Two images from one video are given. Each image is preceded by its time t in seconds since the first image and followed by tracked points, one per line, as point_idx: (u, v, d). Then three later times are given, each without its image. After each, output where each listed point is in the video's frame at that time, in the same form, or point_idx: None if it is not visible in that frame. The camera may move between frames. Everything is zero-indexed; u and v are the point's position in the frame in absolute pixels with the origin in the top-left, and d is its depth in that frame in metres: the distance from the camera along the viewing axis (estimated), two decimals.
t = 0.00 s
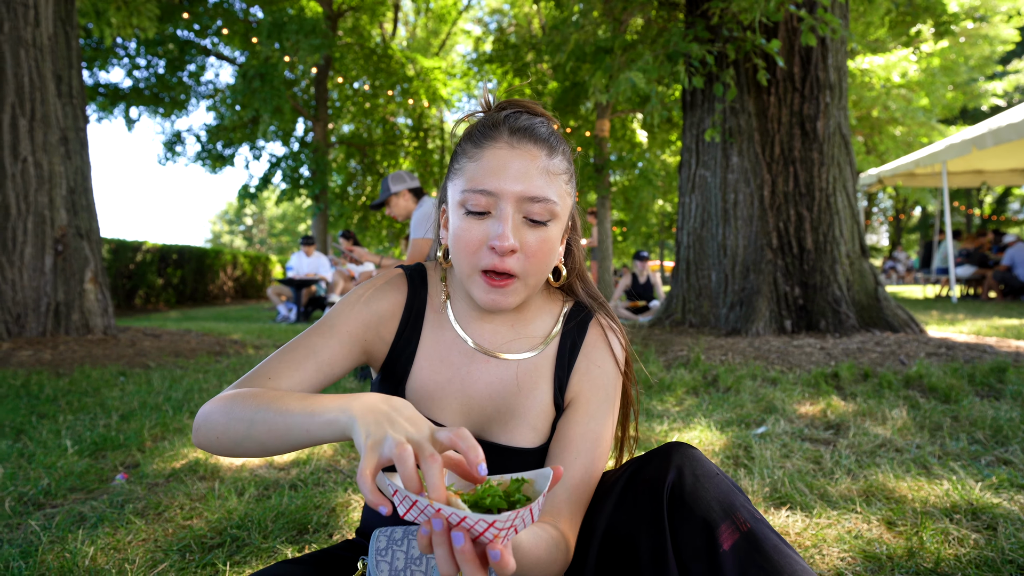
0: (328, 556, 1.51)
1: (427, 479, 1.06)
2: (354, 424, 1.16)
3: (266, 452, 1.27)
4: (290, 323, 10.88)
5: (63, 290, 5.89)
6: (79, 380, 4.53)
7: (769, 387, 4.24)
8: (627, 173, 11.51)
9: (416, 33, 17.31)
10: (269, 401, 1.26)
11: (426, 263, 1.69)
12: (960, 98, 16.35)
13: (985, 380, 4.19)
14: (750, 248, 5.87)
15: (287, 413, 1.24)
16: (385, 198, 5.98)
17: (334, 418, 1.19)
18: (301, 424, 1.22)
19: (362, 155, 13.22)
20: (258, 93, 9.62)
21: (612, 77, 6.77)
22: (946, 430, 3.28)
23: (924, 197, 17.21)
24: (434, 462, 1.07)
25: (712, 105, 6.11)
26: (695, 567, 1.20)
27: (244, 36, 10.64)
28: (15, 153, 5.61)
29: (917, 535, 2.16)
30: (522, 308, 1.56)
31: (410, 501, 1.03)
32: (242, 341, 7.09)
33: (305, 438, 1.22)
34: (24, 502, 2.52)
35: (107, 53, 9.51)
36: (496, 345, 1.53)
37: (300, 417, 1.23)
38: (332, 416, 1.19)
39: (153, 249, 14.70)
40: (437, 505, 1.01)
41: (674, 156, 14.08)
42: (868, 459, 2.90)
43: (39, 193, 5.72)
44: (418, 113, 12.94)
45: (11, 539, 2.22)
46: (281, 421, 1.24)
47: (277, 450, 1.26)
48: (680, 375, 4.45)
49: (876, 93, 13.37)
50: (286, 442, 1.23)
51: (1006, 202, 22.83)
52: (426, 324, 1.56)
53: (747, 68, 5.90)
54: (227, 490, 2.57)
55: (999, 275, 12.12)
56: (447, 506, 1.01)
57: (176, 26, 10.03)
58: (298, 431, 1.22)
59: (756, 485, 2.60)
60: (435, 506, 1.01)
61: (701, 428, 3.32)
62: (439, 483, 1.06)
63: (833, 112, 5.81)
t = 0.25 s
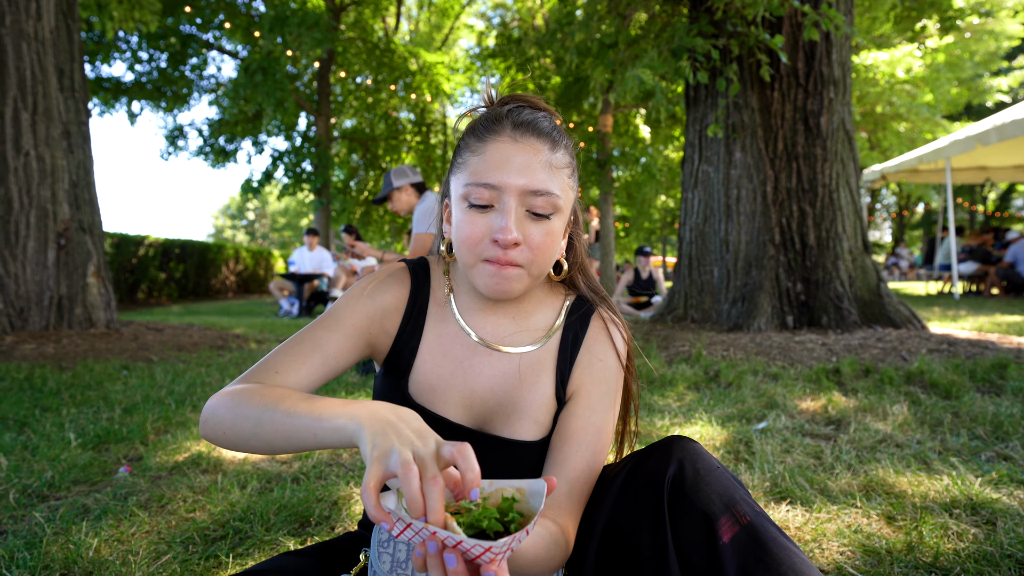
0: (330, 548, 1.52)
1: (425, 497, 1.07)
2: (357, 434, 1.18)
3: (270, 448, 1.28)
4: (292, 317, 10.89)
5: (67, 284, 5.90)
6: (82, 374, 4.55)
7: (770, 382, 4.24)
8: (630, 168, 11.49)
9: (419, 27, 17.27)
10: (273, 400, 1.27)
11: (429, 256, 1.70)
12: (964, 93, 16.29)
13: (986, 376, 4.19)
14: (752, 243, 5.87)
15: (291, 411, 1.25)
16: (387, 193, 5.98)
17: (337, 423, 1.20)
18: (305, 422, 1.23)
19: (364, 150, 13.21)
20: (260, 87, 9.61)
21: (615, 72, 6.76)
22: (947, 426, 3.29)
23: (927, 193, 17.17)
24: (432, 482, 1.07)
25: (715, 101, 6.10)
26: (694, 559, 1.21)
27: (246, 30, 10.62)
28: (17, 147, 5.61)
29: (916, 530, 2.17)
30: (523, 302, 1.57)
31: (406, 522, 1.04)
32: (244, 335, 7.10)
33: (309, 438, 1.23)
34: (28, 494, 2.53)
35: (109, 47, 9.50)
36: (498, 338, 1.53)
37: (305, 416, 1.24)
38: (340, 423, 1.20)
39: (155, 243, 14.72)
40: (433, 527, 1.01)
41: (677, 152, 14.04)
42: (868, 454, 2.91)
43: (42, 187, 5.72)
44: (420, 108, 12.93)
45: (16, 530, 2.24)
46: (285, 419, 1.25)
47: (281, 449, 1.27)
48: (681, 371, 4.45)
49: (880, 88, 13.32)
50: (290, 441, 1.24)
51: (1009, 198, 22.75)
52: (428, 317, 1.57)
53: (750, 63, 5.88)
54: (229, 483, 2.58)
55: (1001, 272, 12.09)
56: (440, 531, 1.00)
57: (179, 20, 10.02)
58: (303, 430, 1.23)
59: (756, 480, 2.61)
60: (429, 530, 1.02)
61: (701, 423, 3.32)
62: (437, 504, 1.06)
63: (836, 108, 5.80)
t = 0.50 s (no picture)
0: (355, 527, 1.56)
1: (436, 410, 1.06)
2: (354, 375, 1.15)
3: (286, 426, 1.33)
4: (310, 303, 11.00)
5: (91, 270, 6.01)
6: (108, 358, 4.65)
7: (788, 366, 4.23)
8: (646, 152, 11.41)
9: (433, 11, 17.18)
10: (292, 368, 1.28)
11: (443, 245, 1.72)
12: (990, 72, 15.94)
13: (1008, 360, 4.15)
14: (771, 227, 5.82)
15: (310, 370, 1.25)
16: (404, 178, 6.00)
17: (347, 364, 1.18)
18: (323, 377, 1.21)
19: (380, 136, 13.23)
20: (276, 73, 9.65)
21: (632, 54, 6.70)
22: (967, 409, 3.27)
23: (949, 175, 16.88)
24: (443, 383, 1.07)
25: (733, 83, 6.03)
26: (717, 536, 1.22)
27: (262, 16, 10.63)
28: (41, 135, 5.70)
29: (935, 512, 2.17)
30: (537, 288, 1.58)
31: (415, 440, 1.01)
32: (264, 320, 7.19)
33: (329, 390, 1.21)
34: (61, 473, 2.61)
35: (128, 35, 9.57)
36: (515, 326, 1.56)
37: (325, 370, 1.22)
38: (327, 376, 1.20)
39: (175, 229, 14.89)
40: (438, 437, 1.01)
41: (694, 135, 13.91)
42: (886, 437, 2.90)
43: (66, 174, 5.82)
44: (435, 92, 12.90)
45: (51, 507, 2.31)
46: (305, 382, 1.24)
47: (302, 412, 1.28)
48: (698, 354, 4.46)
49: (903, 68, 13.08)
50: (309, 400, 1.24)
51: None
52: (444, 306, 1.59)
53: (769, 45, 5.80)
54: (254, 464, 2.64)
55: None
56: (455, 430, 1.00)
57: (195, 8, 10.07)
58: (322, 385, 1.21)
59: (774, 462, 2.62)
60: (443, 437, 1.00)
61: (718, 406, 3.33)
62: (450, 407, 1.07)
63: (857, 89, 5.71)
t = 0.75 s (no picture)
0: (356, 526, 1.56)
1: (435, 414, 1.05)
2: (353, 372, 1.14)
3: (283, 420, 1.34)
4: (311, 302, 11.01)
5: (92, 270, 6.01)
6: (110, 357, 4.65)
7: (789, 365, 4.23)
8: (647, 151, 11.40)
9: (434, 11, 17.17)
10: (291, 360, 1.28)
11: (443, 244, 1.72)
12: (992, 71, 15.92)
13: (1010, 359, 4.15)
14: (771, 226, 5.82)
15: (309, 362, 1.24)
16: (405, 178, 6.01)
17: (346, 357, 1.17)
18: (322, 368, 1.20)
19: (381, 135, 13.22)
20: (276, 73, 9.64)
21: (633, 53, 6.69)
22: (968, 409, 3.27)
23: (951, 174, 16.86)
24: (446, 390, 1.06)
25: (734, 82, 6.02)
26: (719, 535, 1.22)
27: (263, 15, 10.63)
28: (43, 135, 5.70)
29: (936, 511, 2.17)
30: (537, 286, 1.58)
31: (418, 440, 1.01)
32: (265, 320, 7.20)
33: (327, 382, 1.20)
34: (63, 472, 2.62)
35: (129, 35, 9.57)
36: (515, 325, 1.55)
37: (324, 361, 1.20)
38: (325, 371, 1.19)
39: (176, 229, 14.90)
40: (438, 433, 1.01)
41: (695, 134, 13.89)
42: (888, 437, 2.90)
43: (67, 173, 5.82)
44: (436, 91, 12.90)
45: (53, 506, 2.31)
46: (303, 374, 1.24)
47: (300, 404, 1.28)
48: (699, 353, 4.46)
49: (905, 67, 13.06)
50: (307, 391, 1.23)
51: None
52: (443, 305, 1.60)
53: (771, 43, 5.80)
54: (255, 463, 2.64)
55: None
56: (453, 428, 1.00)
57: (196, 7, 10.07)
58: (321, 376, 1.20)
59: (775, 461, 2.62)
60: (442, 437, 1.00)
61: (719, 406, 3.33)
62: (449, 414, 1.05)
63: (858, 88, 5.70)
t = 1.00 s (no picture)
0: (358, 527, 1.56)
1: (435, 412, 1.03)
2: (349, 374, 1.14)
3: (280, 418, 1.34)
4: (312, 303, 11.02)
5: (94, 271, 6.02)
6: (112, 358, 4.66)
7: (790, 367, 4.22)
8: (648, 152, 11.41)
9: (436, 12, 17.19)
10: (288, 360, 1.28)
11: (444, 245, 1.72)
12: (994, 72, 15.90)
13: (1012, 360, 4.14)
14: (773, 228, 5.81)
15: (306, 363, 1.24)
16: (407, 179, 6.02)
17: (341, 358, 1.17)
18: (319, 370, 1.20)
19: (383, 137, 13.23)
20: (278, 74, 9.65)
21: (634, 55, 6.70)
22: (971, 410, 3.26)
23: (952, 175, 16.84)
24: (443, 384, 1.03)
25: (736, 83, 6.02)
26: (721, 536, 1.22)
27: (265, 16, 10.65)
28: (45, 136, 5.71)
29: (938, 513, 2.17)
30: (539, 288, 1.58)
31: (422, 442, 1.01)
32: (267, 321, 7.20)
33: (324, 383, 1.20)
34: (65, 473, 2.62)
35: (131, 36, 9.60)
36: (517, 326, 1.56)
37: (321, 363, 1.21)
38: (321, 371, 1.19)
39: (178, 230, 14.92)
40: (445, 435, 0.99)
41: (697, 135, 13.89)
42: (890, 438, 2.90)
43: (69, 175, 5.83)
44: (437, 93, 12.92)
45: (56, 507, 2.32)
46: (300, 375, 1.24)
47: (296, 403, 1.28)
48: (701, 355, 4.46)
49: (906, 68, 13.05)
50: (304, 392, 1.24)
51: None
52: (445, 305, 1.60)
53: (772, 45, 5.80)
54: (257, 464, 2.65)
55: None
56: (456, 434, 0.99)
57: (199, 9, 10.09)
58: (317, 377, 1.20)
59: (776, 463, 2.62)
60: (445, 441, 0.99)
61: (721, 407, 3.33)
62: (449, 407, 1.03)
63: (860, 89, 5.70)
